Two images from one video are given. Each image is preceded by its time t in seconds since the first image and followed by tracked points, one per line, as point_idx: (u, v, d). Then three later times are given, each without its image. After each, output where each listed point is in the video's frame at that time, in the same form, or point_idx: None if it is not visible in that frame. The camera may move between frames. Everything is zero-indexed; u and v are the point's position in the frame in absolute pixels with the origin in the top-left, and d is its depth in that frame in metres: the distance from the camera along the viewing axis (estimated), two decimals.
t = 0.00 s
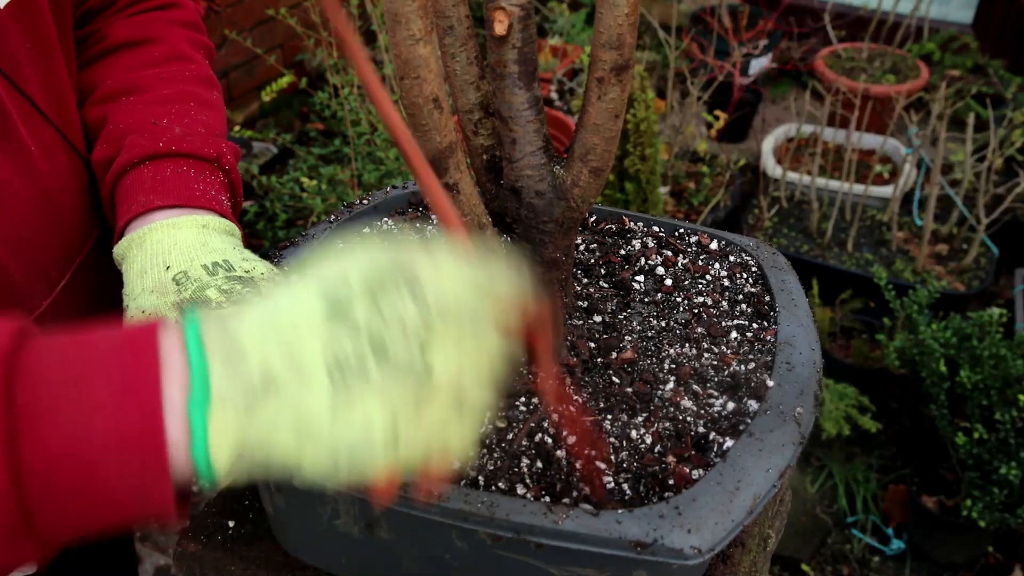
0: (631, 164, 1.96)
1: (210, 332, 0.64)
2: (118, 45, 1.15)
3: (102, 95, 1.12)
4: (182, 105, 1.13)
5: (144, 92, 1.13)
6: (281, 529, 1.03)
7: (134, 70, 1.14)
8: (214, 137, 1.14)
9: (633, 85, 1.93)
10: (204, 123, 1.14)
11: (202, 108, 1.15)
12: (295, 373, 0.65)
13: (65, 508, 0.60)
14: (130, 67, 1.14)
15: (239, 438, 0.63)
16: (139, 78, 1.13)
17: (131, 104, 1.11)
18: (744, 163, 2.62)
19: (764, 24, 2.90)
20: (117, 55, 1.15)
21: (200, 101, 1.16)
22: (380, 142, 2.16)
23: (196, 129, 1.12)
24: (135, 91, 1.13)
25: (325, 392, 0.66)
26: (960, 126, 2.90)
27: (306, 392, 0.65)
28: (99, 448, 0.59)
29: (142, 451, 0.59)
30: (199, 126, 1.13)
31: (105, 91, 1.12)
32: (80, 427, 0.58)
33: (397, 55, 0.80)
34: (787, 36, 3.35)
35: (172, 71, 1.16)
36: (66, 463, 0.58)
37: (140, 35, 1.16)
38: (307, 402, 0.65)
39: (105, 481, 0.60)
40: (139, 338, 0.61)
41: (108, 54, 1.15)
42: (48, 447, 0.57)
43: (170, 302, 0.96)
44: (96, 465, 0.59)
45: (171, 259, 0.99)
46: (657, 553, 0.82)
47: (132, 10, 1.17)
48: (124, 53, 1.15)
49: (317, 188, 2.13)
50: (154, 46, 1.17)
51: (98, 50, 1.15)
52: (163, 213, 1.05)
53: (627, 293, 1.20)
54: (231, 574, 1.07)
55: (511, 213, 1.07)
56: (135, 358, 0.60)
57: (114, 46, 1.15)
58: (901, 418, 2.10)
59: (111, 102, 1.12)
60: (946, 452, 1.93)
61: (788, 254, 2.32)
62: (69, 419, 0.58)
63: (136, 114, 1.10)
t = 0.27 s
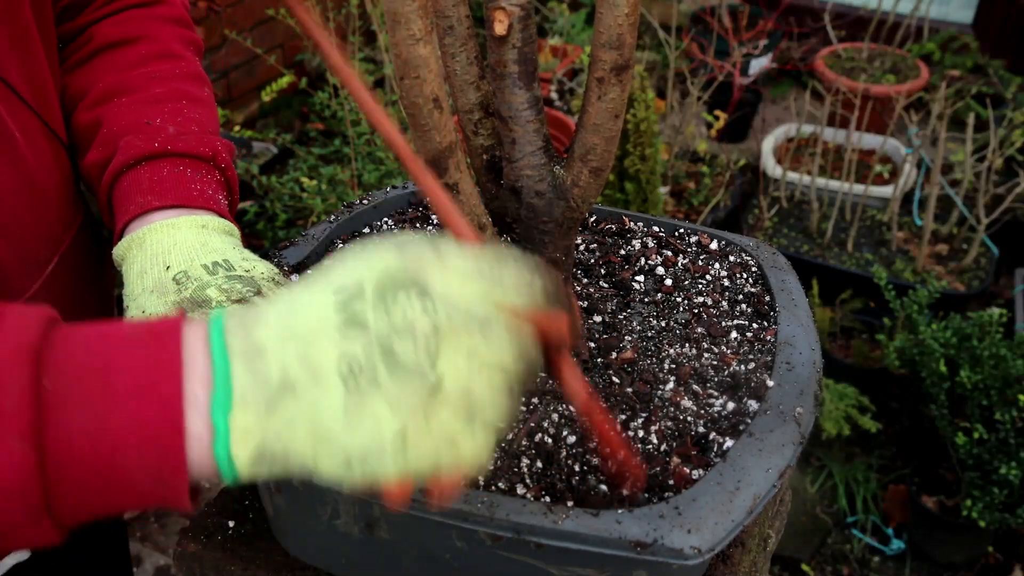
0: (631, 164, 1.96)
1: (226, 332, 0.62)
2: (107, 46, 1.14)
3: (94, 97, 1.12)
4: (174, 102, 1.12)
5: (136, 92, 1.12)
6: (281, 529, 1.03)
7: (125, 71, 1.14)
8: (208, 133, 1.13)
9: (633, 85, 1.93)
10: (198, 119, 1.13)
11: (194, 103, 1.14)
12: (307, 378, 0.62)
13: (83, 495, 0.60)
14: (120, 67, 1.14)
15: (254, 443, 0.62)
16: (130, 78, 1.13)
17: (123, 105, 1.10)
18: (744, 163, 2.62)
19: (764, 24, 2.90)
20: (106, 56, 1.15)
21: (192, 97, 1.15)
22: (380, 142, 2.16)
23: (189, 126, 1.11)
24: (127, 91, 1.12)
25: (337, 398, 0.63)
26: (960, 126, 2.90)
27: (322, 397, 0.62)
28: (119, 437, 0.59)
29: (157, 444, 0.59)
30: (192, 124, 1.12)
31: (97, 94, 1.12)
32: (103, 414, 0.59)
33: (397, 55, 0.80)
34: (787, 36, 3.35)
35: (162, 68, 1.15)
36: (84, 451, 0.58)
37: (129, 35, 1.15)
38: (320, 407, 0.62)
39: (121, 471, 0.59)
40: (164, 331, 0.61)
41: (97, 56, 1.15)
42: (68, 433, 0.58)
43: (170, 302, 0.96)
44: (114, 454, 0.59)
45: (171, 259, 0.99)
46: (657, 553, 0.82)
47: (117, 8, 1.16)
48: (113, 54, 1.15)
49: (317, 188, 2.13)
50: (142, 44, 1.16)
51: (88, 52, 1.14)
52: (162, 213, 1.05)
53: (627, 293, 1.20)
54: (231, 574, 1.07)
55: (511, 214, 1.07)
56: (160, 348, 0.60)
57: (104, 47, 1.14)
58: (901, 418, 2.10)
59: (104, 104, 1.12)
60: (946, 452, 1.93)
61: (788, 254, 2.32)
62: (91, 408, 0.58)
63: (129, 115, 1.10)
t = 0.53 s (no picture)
0: (631, 164, 1.96)
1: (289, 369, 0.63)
2: (101, 55, 1.14)
3: (90, 106, 1.12)
4: (171, 108, 1.12)
5: (132, 99, 1.12)
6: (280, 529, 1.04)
7: (121, 79, 1.14)
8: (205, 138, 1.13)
9: (633, 85, 1.93)
10: (195, 125, 1.13)
11: (191, 109, 1.14)
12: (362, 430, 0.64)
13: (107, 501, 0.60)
14: (116, 76, 1.14)
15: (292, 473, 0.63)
16: (126, 86, 1.13)
17: (120, 112, 1.10)
18: (744, 163, 2.62)
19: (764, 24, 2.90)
20: (101, 66, 1.15)
21: (189, 104, 1.15)
22: (380, 142, 2.16)
23: (187, 131, 1.11)
24: (123, 99, 1.12)
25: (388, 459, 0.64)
26: (960, 126, 2.90)
27: (370, 450, 0.64)
28: (154, 447, 0.59)
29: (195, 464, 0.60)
30: (190, 129, 1.12)
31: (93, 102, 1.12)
32: (147, 426, 0.59)
33: (397, 55, 0.80)
34: (787, 36, 3.35)
35: (156, 75, 1.15)
36: (123, 460, 0.59)
37: (123, 45, 1.15)
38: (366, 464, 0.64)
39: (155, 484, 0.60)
40: (225, 352, 0.62)
41: (91, 65, 1.15)
42: (110, 441, 0.58)
43: (171, 301, 0.96)
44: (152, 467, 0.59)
45: (172, 260, 0.99)
46: (657, 553, 0.82)
47: (110, 17, 1.16)
48: (107, 63, 1.15)
49: (317, 188, 2.13)
50: (136, 53, 1.16)
51: (81, 62, 1.14)
52: (163, 215, 1.06)
53: (627, 293, 1.20)
54: (232, 574, 1.08)
55: (510, 213, 1.07)
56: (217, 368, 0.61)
57: (98, 57, 1.15)
58: (901, 418, 2.10)
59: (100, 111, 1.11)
60: (946, 452, 1.93)
61: (788, 254, 2.32)
62: (138, 419, 0.59)
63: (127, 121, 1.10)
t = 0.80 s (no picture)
0: (630, 164, 1.96)
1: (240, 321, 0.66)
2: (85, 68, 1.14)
3: (77, 117, 1.11)
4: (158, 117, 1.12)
5: (119, 109, 1.11)
6: (280, 529, 1.04)
7: (106, 90, 1.13)
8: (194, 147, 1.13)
9: (632, 85, 1.93)
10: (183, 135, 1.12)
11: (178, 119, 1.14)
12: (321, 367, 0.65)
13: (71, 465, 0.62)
14: (101, 88, 1.13)
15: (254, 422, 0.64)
16: (112, 97, 1.12)
17: (108, 122, 1.10)
18: (744, 163, 2.61)
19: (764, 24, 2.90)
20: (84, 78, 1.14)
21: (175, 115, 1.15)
22: (380, 142, 2.16)
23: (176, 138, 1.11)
24: (109, 109, 1.12)
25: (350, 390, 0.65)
26: (960, 126, 2.90)
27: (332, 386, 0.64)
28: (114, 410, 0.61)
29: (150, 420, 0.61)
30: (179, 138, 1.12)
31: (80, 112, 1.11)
32: (104, 384, 0.61)
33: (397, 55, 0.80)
34: (787, 36, 3.35)
35: (142, 88, 1.15)
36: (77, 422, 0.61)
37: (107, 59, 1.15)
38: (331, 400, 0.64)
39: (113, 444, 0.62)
40: (174, 311, 0.64)
41: (75, 79, 1.14)
42: (64, 402, 0.60)
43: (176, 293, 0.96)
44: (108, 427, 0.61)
45: (177, 252, 1.00)
46: (657, 553, 0.82)
47: (91, 32, 1.15)
48: (92, 76, 1.14)
49: (317, 188, 2.12)
50: (121, 66, 1.16)
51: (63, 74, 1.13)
52: (165, 213, 1.06)
53: (628, 293, 1.20)
54: (232, 574, 1.08)
55: (510, 213, 1.06)
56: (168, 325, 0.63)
57: (81, 71, 1.14)
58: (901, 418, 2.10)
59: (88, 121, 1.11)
60: (946, 452, 1.93)
61: (789, 254, 2.32)
62: (91, 380, 0.61)
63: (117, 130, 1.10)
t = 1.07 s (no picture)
0: (631, 163, 1.96)
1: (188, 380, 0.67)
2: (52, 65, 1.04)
3: (15, 95, 1.00)
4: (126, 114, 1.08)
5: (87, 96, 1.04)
6: (280, 528, 1.04)
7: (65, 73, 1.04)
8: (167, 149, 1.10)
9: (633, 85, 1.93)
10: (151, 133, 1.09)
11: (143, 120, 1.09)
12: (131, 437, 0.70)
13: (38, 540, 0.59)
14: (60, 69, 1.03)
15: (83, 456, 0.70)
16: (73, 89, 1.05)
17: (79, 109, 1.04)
18: (744, 163, 2.62)
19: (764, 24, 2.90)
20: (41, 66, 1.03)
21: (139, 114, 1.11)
22: (380, 142, 2.16)
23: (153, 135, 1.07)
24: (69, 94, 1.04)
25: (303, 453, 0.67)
26: (960, 126, 2.90)
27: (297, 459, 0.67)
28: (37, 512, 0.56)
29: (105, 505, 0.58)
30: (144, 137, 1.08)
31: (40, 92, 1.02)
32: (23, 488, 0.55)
33: (398, 54, 0.80)
34: (787, 36, 3.35)
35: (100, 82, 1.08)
36: None
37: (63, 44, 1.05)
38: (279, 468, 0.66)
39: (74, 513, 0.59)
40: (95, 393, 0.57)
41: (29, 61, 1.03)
42: None
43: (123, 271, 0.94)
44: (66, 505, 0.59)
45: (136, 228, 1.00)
46: (658, 553, 0.82)
47: None
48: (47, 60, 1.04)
49: (317, 188, 2.12)
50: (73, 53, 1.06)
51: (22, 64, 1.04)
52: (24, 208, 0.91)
53: (628, 293, 1.19)
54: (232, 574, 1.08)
55: (511, 213, 1.06)
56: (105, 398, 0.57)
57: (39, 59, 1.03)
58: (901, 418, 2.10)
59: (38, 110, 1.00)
60: (946, 452, 1.93)
61: (789, 255, 2.32)
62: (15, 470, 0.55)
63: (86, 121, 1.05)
